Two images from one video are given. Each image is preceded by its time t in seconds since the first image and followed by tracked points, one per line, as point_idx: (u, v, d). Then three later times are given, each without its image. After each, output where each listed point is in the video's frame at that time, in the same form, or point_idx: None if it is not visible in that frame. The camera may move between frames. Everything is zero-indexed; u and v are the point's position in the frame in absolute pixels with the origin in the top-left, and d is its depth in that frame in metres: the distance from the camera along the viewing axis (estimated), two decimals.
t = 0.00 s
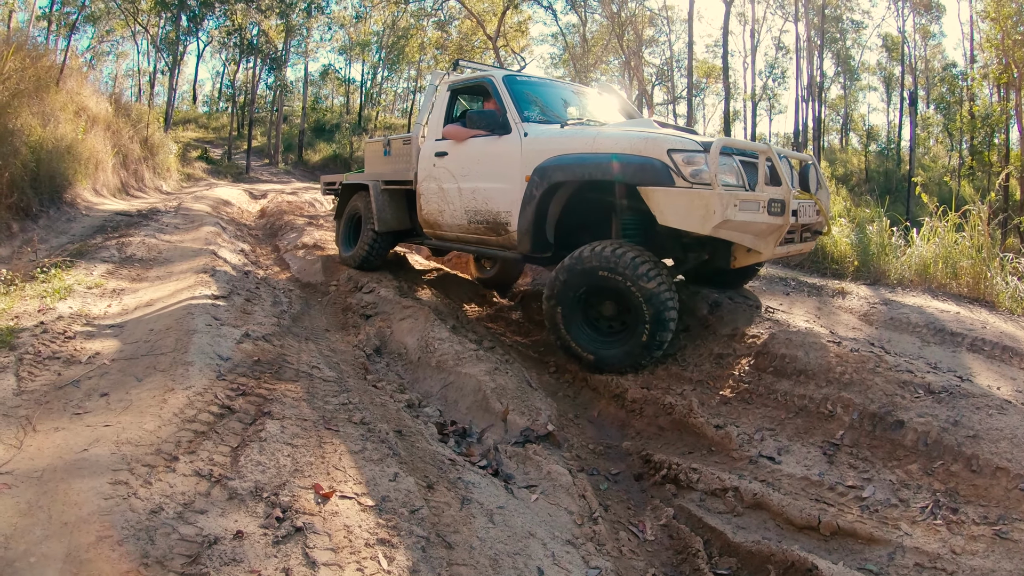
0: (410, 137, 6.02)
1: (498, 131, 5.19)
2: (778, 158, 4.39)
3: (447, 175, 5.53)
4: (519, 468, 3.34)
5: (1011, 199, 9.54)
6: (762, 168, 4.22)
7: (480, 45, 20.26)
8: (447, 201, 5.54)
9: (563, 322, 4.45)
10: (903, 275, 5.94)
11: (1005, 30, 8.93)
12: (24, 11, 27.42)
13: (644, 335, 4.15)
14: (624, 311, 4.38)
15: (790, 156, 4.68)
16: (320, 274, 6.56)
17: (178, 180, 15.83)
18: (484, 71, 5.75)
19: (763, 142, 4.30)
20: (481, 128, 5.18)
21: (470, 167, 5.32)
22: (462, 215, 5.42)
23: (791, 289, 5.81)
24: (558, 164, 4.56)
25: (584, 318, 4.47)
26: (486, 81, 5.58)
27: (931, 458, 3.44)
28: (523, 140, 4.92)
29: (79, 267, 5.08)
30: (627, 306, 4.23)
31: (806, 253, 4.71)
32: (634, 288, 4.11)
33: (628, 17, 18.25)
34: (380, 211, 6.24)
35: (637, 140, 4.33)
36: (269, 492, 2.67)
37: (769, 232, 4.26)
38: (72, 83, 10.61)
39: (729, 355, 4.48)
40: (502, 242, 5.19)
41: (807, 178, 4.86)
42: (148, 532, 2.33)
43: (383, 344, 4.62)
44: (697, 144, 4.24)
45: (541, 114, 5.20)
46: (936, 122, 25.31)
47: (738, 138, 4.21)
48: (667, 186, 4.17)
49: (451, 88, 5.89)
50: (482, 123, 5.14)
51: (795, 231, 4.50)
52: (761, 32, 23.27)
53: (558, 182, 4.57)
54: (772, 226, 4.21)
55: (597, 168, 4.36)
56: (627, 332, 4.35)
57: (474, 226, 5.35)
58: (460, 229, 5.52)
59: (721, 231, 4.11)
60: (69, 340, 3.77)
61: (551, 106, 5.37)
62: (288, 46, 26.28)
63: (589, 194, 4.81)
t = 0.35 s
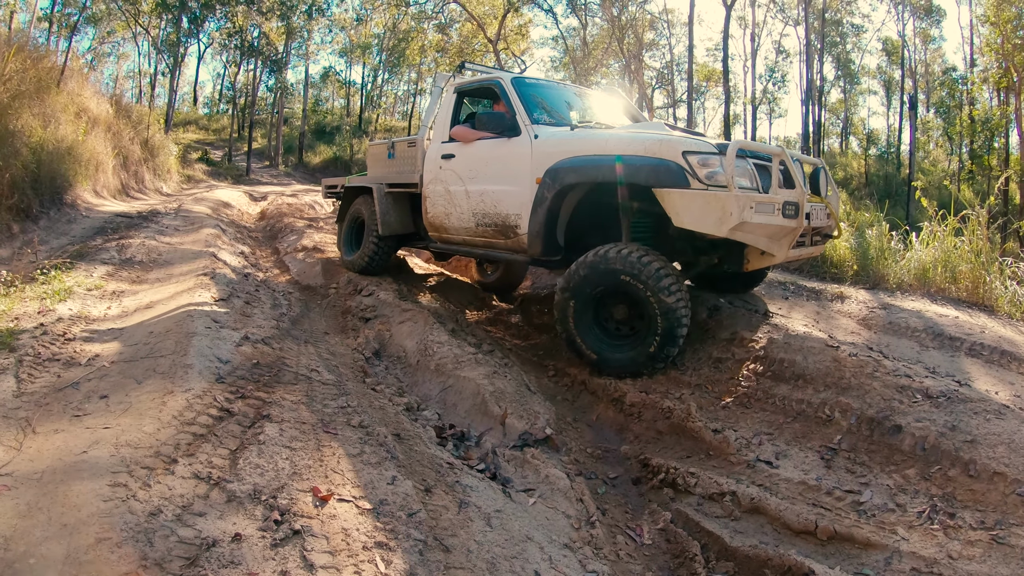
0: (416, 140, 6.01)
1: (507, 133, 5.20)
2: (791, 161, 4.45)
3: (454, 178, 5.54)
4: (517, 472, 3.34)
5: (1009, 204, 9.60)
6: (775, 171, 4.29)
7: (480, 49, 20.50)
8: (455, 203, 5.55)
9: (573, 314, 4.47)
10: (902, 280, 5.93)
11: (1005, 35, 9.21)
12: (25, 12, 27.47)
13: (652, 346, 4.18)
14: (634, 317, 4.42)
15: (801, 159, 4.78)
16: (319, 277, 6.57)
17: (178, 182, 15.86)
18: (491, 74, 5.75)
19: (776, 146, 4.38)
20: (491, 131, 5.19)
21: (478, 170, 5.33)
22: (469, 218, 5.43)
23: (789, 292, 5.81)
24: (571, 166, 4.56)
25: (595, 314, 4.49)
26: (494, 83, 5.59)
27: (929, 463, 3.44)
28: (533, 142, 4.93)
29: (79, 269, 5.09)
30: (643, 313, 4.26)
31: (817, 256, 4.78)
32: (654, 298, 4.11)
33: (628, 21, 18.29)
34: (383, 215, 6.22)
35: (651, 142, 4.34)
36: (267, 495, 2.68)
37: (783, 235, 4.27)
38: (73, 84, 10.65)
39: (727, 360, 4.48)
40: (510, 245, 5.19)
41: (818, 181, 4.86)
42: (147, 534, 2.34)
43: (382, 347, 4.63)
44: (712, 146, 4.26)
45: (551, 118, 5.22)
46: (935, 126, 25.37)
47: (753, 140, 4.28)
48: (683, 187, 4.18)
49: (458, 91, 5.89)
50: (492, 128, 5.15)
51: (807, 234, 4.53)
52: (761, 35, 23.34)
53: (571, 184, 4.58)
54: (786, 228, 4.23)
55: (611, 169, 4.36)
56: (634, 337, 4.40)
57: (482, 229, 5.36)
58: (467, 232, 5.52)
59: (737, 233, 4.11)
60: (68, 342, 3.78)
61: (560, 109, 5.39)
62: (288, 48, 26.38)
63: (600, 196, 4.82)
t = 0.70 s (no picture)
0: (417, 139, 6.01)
1: (511, 133, 5.20)
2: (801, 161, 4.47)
3: (458, 178, 5.53)
4: (504, 473, 3.35)
5: (1001, 206, 9.67)
6: (786, 171, 4.30)
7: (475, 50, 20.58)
8: (458, 204, 5.54)
9: (583, 301, 4.45)
10: (895, 281, 5.92)
11: (999, 37, 9.60)
12: (22, 13, 27.53)
13: (654, 356, 4.22)
14: (640, 322, 4.43)
15: (810, 160, 4.85)
16: (313, 278, 6.58)
17: (173, 182, 15.90)
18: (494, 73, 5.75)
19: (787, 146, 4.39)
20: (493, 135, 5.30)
21: (483, 170, 5.33)
22: (472, 219, 5.43)
23: (782, 293, 5.82)
24: (581, 166, 4.55)
25: (606, 307, 4.46)
26: (498, 82, 5.60)
27: (918, 465, 3.44)
28: (540, 141, 4.94)
29: (72, 270, 5.11)
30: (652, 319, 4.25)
31: (823, 257, 4.78)
32: (666, 308, 4.09)
33: (624, 22, 18.30)
34: (382, 216, 6.19)
35: (662, 141, 4.34)
36: (252, 495, 2.68)
37: (795, 236, 4.29)
38: (68, 85, 10.71)
39: (719, 361, 4.48)
40: (515, 246, 5.20)
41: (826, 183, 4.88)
42: (133, 533, 2.35)
43: (373, 349, 4.64)
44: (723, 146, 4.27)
45: (556, 117, 5.22)
46: (932, 128, 25.40)
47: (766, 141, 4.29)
48: (696, 188, 4.18)
49: (460, 90, 5.89)
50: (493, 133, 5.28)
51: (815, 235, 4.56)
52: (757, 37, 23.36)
53: (580, 184, 4.57)
54: (798, 228, 4.26)
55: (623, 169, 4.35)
56: (637, 339, 4.42)
57: (485, 230, 5.36)
58: (470, 233, 5.52)
59: (751, 233, 4.12)
60: (59, 342, 3.79)
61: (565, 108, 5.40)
62: (286, 49, 26.46)
63: (608, 198, 4.82)
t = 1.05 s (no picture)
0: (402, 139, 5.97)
1: (501, 132, 5.20)
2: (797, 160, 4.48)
3: (447, 178, 5.52)
4: (480, 473, 3.35)
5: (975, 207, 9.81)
6: (782, 169, 4.30)
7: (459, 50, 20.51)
8: (447, 203, 5.53)
9: (580, 291, 4.43)
10: (875, 281, 5.96)
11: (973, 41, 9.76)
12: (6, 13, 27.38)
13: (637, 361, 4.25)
14: (630, 323, 4.46)
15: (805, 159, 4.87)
16: (295, 280, 6.58)
17: (156, 183, 15.85)
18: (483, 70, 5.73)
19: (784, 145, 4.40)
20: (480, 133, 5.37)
21: (472, 170, 5.32)
22: (462, 219, 5.42)
23: (762, 293, 5.84)
24: (576, 165, 4.55)
25: (602, 301, 4.45)
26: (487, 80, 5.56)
27: (894, 463, 3.47)
28: (532, 140, 4.93)
29: (51, 271, 5.10)
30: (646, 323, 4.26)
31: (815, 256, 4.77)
32: (661, 314, 4.10)
33: (608, 23, 18.34)
34: (368, 217, 6.17)
35: (658, 140, 4.34)
36: (225, 495, 2.68)
37: (791, 235, 4.31)
38: (49, 85, 10.68)
39: (697, 361, 4.50)
40: (506, 246, 5.19)
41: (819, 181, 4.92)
42: (105, 533, 2.35)
43: (351, 350, 4.64)
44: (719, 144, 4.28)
45: (547, 116, 5.22)
46: (916, 129, 25.62)
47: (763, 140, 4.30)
48: (693, 187, 4.18)
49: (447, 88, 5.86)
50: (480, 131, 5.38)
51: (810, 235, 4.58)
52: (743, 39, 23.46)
53: (574, 183, 4.57)
54: (795, 228, 4.27)
55: (619, 168, 4.35)
56: (625, 340, 4.44)
57: (475, 230, 5.34)
58: (459, 233, 5.51)
59: (748, 232, 4.13)
60: (36, 344, 3.79)
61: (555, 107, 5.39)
62: (269, 49, 26.36)
63: (601, 197, 4.82)
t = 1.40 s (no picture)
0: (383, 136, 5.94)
1: (485, 129, 5.18)
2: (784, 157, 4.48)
3: (431, 176, 5.49)
4: (452, 472, 3.36)
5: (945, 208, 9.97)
6: (770, 167, 4.30)
7: (440, 48, 20.59)
8: (430, 202, 5.50)
9: (565, 285, 4.42)
10: (851, 281, 6.03)
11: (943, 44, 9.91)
12: None
13: (609, 364, 4.30)
14: (611, 323, 4.48)
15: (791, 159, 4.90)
16: (273, 279, 6.56)
17: (133, 182, 15.75)
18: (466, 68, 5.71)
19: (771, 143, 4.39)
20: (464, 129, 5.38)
21: (456, 168, 5.30)
22: (444, 218, 5.39)
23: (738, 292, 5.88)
24: (563, 163, 4.53)
25: (587, 296, 4.45)
26: (470, 77, 5.55)
27: (866, 460, 3.51)
28: (517, 138, 4.91)
29: (25, 271, 5.06)
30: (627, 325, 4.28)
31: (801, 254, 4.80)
32: (642, 319, 4.11)
33: (587, 22, 18.40)
34: (348, 215, 6.19)
35: (646, 139, 4.33)
36: (194, 494, 2.67)
37: (778, 234, 4.31)
38: (25, 83, 10.61)
39: (672, 359, 4.53)
40: (489, 245, 5.17)
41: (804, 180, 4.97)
42: (74, 532, 2.34)
43: (326, 349, 4.65)
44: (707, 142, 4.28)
45: (530, 113, 5.21)
46: (895, 129, 25.87)
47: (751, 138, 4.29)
48: (681, 186, 4.17)
49: (430, 85, 5.85)
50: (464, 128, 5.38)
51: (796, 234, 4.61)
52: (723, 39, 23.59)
53: (560, 182, 4.55)
54: (782, 227, 4.27)
55: (607, 167, 4.33)
56: (603, 338, 4.49)
57: (458, 228, 5.32)
58: (441, 232, 5.49)
59: (736, 231, 4.14)
60: (9, 344, 3.77)
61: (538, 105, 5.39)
62: (247, 48, 26.19)
63: (587, 197, 4.80)
